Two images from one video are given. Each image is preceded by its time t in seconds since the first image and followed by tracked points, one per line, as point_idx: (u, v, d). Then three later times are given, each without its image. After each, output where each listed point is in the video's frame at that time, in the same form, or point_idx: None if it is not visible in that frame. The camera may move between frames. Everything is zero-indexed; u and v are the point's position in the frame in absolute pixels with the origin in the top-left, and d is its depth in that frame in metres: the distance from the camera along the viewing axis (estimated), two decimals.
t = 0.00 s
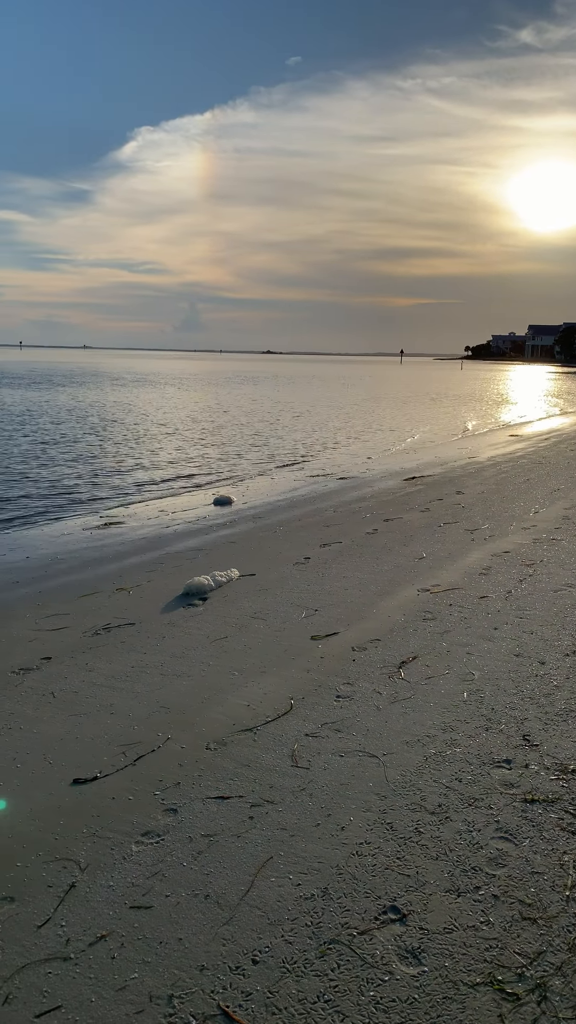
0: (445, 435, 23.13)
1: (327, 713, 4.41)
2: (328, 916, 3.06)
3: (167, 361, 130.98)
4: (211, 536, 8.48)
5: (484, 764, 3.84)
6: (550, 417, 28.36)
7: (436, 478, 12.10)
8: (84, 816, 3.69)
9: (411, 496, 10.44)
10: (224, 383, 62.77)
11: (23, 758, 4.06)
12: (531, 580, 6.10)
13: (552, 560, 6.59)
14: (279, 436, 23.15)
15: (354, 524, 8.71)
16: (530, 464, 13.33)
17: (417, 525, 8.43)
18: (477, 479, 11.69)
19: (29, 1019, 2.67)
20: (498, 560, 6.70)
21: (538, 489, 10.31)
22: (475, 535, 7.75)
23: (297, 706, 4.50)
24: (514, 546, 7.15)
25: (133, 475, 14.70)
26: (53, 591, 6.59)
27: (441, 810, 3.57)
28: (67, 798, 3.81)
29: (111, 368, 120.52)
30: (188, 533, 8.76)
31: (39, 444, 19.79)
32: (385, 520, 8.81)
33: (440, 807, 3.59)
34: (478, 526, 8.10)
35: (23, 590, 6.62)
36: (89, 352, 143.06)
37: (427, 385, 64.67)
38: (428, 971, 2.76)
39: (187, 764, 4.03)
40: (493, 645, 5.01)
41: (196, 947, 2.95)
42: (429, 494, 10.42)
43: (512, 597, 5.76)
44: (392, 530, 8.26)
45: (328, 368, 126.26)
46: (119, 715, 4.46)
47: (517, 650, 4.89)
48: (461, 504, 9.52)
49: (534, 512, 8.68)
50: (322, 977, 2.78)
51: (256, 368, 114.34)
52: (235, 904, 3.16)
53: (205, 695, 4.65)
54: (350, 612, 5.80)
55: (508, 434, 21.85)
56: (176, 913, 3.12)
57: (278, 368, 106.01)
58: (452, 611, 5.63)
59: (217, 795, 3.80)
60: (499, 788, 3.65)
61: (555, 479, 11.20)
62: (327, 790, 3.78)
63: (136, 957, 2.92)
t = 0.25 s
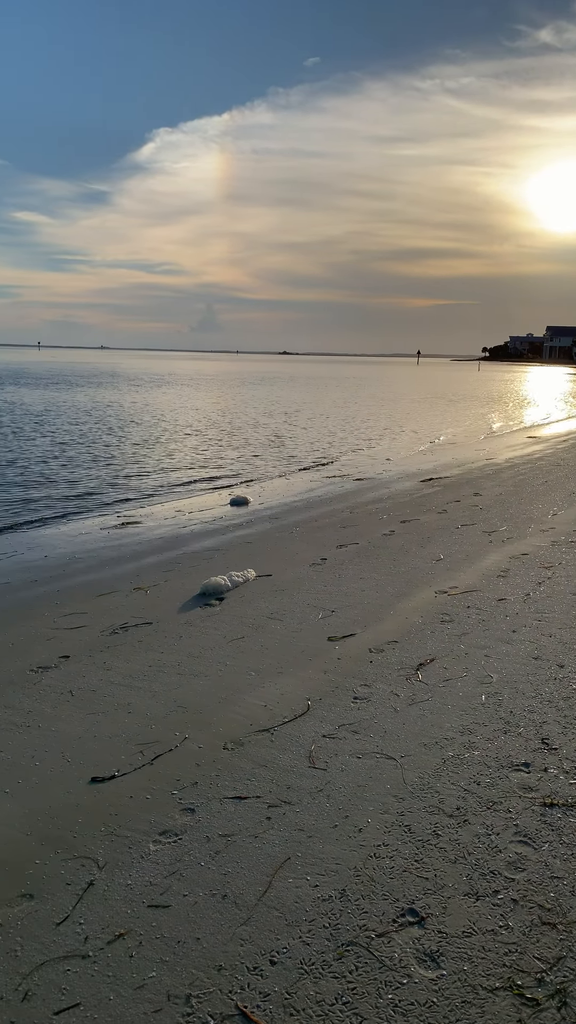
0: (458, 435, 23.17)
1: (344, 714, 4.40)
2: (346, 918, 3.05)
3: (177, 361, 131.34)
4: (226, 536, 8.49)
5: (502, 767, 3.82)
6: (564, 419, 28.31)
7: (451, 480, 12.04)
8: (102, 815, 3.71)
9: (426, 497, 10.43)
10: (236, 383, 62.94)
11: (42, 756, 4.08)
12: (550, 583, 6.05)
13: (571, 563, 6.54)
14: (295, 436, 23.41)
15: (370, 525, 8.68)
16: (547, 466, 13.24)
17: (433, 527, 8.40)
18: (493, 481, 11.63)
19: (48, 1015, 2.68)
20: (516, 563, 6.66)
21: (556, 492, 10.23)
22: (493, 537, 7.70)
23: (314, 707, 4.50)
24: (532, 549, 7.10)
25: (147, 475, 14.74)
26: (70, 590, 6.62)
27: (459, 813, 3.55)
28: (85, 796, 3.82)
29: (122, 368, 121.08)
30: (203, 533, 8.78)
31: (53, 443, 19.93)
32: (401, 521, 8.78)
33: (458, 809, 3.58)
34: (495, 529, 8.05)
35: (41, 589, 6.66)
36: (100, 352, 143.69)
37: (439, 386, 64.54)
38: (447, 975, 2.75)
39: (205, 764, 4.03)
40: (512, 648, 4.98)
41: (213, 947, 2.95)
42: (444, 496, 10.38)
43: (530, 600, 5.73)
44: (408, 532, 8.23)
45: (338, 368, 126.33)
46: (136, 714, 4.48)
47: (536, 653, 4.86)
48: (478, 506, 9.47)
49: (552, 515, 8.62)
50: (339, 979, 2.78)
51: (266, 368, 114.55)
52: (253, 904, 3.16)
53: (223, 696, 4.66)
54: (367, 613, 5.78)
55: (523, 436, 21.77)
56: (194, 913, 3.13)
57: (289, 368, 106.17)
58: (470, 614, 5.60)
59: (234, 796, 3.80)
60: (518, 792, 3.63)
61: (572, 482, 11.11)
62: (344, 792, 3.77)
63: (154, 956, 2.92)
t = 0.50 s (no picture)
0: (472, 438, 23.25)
1: (360, 716, 4.40)
2: (363, 920, 3.05)
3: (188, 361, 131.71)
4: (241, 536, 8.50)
5: (519, 771, 3.80)
6: None
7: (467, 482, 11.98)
8: (119, 814, 3.72)
9: (442, 499, 10.39)
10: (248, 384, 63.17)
11: (59, 755, 4.10)
12: (569, 587, 6.01)
13: None
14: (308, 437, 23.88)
15: (386, 527, 8.66)
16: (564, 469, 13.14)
17: (450, 529, 8.36)
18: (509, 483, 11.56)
19: (66, 1013, 2.69)
20: (534, 566, 6.62)
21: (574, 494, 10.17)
22: (510, 540, 7.66)
23: (330, 709, 4.49)
24: (550, 552, 7.05)
25: (162, 475, 14.81)
26: (87, 589, 6.66)
27: (476, 817, 3.54)
28: (102, 795, 3.84)
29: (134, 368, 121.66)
30: (218, 534, 8.79)
31: (69, 443, 20.07)
32: (418, 523, 8.76)
33: (475, 813, 3.56)
34: (513, 531, 8.00)
35: (59, 588, 6.70)
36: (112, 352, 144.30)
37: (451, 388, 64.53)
38: (464, 979, 2.74)
39: (222, 765, 4.04)
40: (530, 652, 4.95)
41: (230, 947, 2.96)
42: (460, 498, 10.33)
43: (549, 603, 5.68)
44: (425, 534, 8.21)
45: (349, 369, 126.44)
46: (153, 713, 4.49)
47: (554, 657, 4.83)
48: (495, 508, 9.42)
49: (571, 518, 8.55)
50: (356, 982, 2.77)
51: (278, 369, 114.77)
52: (269, 905, 3.16)
53: (239, 696, 4.67)
54: (383, 615, 5.77)
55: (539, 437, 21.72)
56: (211, 913, 3.13)
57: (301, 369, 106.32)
58: (488, 617, 5.57)
59: (251, 796, 3.80)
60: (535, 796, 3.61)
61: None
62: (361, 794, 3.77)
63: (170, 956, 2.93)
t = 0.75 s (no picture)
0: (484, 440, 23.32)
1: (377, 718, 4.39)
2: (379, 922, 3.04)
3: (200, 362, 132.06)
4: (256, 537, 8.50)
5: (537, 774, 3.78)
6: None
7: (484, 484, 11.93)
8: (136, 813, 3.73)
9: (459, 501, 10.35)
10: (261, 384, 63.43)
11: (77, 753, 4.12)
12: None
13: None
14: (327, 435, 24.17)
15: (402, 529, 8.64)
16: None
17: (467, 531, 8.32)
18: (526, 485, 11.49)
19: (83, 1011, 2.70)
20: (552, 569, 6.57)
21: None
22: (528, 542, 7.61)
23: (347, 710, 4.49)
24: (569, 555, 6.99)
25: (177, 475, 14.86)
26: (104, 588, 6.69)
27: (493, 820, 3.52)
28: (119, 793, 3.86)
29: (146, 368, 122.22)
30: (234, 534, 8.80)
31: (85, 443, 20.22)
32: (435, 525, 8.72)
33: (493, 816, 3.55)
34: (531, 534, 7.95)
35: (76, 587, 6.74)
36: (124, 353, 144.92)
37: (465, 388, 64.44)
38: (481, 984, 2.72)
39: (238, 765, 4.04)
40: (548, 655, 4.92)
41: (246, 948, 2.96)
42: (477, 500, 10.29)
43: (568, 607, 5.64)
44: (442, 536, 8.17)
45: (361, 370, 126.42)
46: (170, 713, 4.50)
47: (572, 660, 4.80)
48: (512, 511, 9.37)
49: None
50: (373, 984, 2.76)
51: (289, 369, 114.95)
52: (286, 906, 3.16)
53: (256, 697, 4.67)
54: (399, 617, 5.76)
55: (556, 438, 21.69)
56: (227, 913, 3.14)
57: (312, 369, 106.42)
58: (505, 620, 5.54)
59: (267, 797, 3.80)
60: (554, 800, 3.59)
61: None
62: (377, 796, 3.76)
63: (188, 955, 2.93)
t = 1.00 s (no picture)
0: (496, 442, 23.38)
1: (393, 719, 4.38)
2: (396, 923, 3.03)
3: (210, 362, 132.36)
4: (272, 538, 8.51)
5: (555, 777, 3.75)
6: None
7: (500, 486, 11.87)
8: (153, 811, 3.74)
9: (475, 503, 10.29)
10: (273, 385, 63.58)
11: (94, 751, 4.14)
12: None
13: None
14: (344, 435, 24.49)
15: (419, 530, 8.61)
16: None
17: (484, 533, 8.28)
18: (543, 487, 11.42)
19: (100, 1008, 2.71)
20: (571, 571, 6.52)
21: None
22: (546, 544, 7.56)
23: (363, 711, 4.48)
24: None
25: (191, 475, 14.91)
26: (120, 587, 6.73)
27: (510, 823, 3.50)
28: (136, 792, 3.87)
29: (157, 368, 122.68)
30: (249, 534, 8.81)
31: (100, 443, 20.35)
32: (451, 527, 8.68)
33: (510, 819, 3.53)
34: (549, 536, 7.89)
35: (92, 586, 6.78)
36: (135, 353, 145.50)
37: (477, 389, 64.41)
38: (499, 987, 2.71)
39: (255, 765, 4.05)
40: (566, 658, 4.88)
41: (263, 948, 2.96)
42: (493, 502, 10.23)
43: None
44: (459, 537, 8.14)
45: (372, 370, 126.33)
46: (186, 712, 4.51)
47: None
48: (529, 512, 9.30)
49: None
50: (390, 985, 2.76)
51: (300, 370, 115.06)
52: (302, 906, 3.15)
53: (272, 697, 4.67)
54: (416, 619, 5.74)
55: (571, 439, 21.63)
56: (243, 912, 3.14)
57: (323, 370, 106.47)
58: (523, 622, 5.51)
59: (283, 797, 3.80)
60: (572, 804, 3.56)
61: None
62: (394, 797, 3.76)
63: (204, 954, 2.94)
